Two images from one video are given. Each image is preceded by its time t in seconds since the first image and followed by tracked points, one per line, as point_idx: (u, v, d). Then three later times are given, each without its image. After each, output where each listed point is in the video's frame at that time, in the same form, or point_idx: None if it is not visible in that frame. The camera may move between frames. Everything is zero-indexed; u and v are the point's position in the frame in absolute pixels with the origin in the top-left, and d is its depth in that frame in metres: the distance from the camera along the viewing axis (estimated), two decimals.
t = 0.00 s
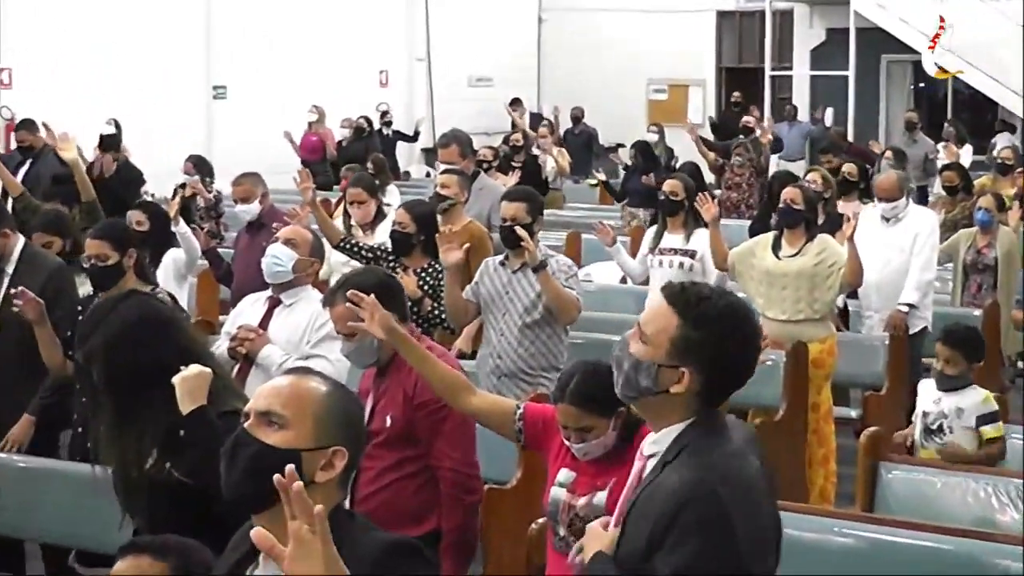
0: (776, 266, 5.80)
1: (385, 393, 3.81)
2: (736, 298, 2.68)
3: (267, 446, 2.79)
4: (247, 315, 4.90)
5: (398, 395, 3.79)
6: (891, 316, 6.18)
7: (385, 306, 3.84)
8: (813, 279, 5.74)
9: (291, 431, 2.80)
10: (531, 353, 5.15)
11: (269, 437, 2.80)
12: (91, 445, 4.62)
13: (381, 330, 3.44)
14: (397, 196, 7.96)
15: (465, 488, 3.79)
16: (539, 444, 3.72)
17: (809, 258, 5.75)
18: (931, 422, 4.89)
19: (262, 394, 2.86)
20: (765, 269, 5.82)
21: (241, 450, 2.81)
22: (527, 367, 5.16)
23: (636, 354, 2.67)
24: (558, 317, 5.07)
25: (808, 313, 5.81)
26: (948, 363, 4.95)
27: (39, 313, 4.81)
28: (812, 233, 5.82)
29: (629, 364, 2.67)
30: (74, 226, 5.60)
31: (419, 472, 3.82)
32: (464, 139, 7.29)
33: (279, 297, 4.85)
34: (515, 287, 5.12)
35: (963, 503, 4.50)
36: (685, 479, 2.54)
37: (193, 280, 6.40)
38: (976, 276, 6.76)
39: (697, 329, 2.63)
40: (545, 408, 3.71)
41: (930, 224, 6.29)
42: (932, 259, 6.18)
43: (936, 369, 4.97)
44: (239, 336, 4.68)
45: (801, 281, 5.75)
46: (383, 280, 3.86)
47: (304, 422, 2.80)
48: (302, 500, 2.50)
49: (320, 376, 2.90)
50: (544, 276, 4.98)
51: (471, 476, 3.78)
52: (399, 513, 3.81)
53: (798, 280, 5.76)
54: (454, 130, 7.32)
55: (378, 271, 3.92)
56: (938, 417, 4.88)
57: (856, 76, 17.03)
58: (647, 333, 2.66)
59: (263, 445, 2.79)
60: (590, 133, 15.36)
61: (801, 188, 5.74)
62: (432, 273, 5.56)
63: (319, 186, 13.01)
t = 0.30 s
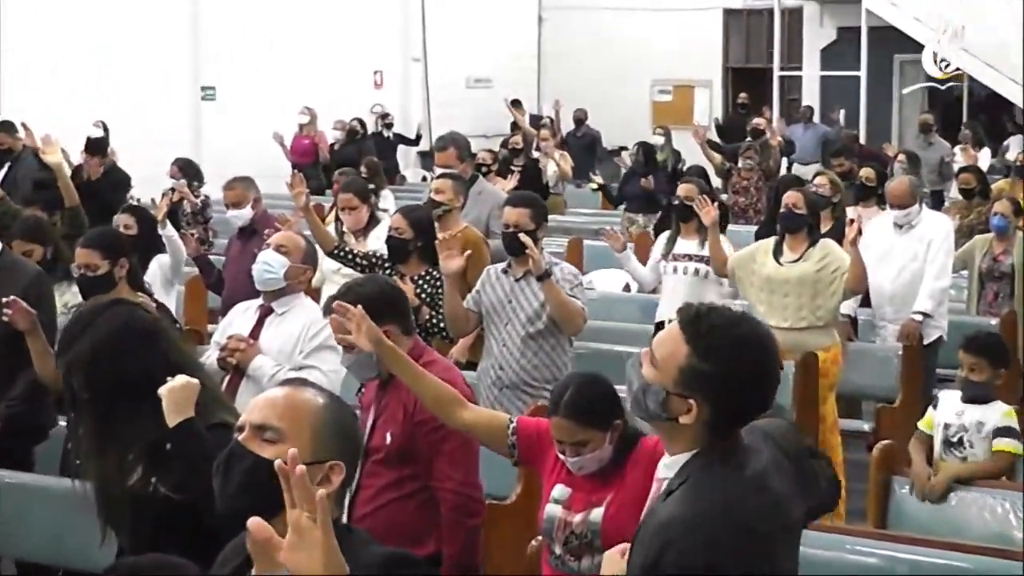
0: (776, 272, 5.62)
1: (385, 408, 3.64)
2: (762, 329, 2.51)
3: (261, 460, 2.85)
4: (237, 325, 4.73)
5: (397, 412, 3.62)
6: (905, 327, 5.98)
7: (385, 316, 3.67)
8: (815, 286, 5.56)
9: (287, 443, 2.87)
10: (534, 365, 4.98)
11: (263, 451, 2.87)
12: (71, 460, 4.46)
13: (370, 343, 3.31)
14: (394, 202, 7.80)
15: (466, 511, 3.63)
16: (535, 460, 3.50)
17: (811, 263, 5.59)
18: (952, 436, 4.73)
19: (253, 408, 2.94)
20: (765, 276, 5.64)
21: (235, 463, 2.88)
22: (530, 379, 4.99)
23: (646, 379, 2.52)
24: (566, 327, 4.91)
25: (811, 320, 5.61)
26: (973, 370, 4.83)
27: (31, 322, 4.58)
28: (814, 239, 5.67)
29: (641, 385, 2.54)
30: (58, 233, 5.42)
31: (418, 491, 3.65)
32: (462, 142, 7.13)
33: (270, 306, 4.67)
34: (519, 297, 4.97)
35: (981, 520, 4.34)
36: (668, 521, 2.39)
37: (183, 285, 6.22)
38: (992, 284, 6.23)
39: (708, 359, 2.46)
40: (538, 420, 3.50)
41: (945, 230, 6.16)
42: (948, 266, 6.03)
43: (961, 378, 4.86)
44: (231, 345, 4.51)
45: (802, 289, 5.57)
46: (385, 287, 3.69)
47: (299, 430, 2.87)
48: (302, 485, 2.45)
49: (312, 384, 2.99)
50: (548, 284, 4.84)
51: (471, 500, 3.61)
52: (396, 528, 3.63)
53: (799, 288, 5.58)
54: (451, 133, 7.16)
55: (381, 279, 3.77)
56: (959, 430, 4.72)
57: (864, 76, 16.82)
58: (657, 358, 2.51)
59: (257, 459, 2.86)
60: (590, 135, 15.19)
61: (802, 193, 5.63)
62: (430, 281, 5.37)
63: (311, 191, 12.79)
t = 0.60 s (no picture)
0: (775, 273, 5.41)
1: (385, 419, 3.51)
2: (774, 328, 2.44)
3: (248, 475, 2.77)
4: (225, 330, 4.56)
5: (397, 425, 3.47)
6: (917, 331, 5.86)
7: (385, 322, 3.54)
8: (816, 287, 5.37)
9: (272, 457, 2.81)
10: (541, 371, 4.83)
11: (246, 466, 2.78)
12: (53, 469, 4.30)
13: (357, 352, 3.13)
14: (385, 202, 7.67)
15: (469, 527, 3.46)
16: (527, 473, 3.33)
17: (813, 264, 5.38)
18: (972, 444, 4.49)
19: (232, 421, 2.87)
20: (765, 277, 5.42)
21: (218, 480, 2.79)
22: (535, 387, 4.83)
23: (683, 416, 2.39)
24: (573, 332, 4.75)
25: (812, 322, 5.42)
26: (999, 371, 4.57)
27: (16, 323, 4.44)
28: (814, 240, 5.47)
29: (679, 427, 2.39)
30: (36, 232, 5.28)
31: (419, 507, 3.49)
32: (458, 140, 6.99)
33: (258, 310, 4.51)
34: (527, 301, 4.80)
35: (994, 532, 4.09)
36: (733, 548, 2.27)
37: (166, 288, 6.07)
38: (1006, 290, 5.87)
39: (744, 382, 2.37)
40: (533, 429, 3.34)
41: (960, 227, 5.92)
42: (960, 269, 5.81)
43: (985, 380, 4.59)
44: (218, 352, 4.36)
45: (804, 291, 5.36)
46: (387, 292, 3.57)
47: (282, 441, 2.81)
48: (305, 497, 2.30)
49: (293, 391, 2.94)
50: (556, 289, 4.67)
51: (474, 513, 3.45)
52: (396, 550, 3.48)
53: (800, 290, 5.37)
54: (447, 131, 7.01)
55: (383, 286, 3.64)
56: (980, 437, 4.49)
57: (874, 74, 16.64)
58: (692, 390, 2.39)
59: (242, 474, 2.77)
60: (593, 134, 15.00)
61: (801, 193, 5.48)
62: (429, 283, 5.17)
63: (302, 189, 12.53)
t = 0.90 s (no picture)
0: (781, 277, 5.18)
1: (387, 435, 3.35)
2: (787, 321, 2.39)
3: (238, 496, 2.71)
4: (212, 338, 4.40)
5: (399, 441, 3.32)
6: (932, 339, 5.69)
7: (387, 334, 3.38)
8: (824, 291, 5.14)
9: (259, 476, 2.75)
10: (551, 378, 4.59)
11: (234, 487, 2.73)
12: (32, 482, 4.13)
13: (352, 364, 2.97)
14: (378, 204, 7.53)
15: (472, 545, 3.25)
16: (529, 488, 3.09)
17: (819, 267, 5.17)
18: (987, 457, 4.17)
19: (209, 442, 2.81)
20: (770, 281, 5.21)
21: (204, 503, 2.73)
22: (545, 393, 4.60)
23: (743, 430, 2.29)
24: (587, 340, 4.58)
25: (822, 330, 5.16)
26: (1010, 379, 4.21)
27: None
28: (821, 243, 5.25)
29: (739, 443, 2.27)
30: (15, 236, 5.12)
31: (424, 528, 3.33)
32: (455, 141, 6.80)
33: (246, 316, 4.34)
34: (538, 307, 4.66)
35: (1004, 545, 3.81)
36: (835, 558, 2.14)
37: (154, 293, 5.92)
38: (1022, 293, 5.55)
39: (790, 378, 2.32)
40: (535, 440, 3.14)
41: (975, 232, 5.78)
42: (977, 275, 5.72)
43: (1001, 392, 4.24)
44: (204, 361, 4.20)
45: (812, 294, 5.13)
46: (388, 301, 3.41)
47: (268, 459, 2.76)
48: (315, 506, 2.17)
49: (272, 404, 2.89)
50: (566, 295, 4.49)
51: (479, 533, 3.25)
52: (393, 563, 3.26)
53: (806, 294, 5.14)
54: (445, 131, 6.83)
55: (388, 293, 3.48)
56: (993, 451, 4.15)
57: (885, 72, 16.36)
58: (747, 400, 2.31)
59: (232, 496, 2.72)
60: (599, 134, 14.68)
61: (808, 195, 5.26)
62: (435, 288, 4.94)
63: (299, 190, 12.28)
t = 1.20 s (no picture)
0: (798, 282, 5.01)
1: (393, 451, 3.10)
2: (771, 305, 2.38)
3: (220, 519, 2.66)
4: (190, 350, 4.18)
5: (404, 459, 3.05)
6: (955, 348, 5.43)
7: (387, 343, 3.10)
8: (842, 298, 4.97)
9: (242, 495, 2.69)
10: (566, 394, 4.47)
11: (217, 508, 2.67)
12: None
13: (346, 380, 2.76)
14: (370, 207, 7.33)
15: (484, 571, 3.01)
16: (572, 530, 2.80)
17: (838, 272, 4.99)
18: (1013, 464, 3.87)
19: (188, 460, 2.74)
20: (786, 286, 5.02)
21: (185, 525, 2.68)
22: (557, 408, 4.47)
23: (756, 420, 2.30)
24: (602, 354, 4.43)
25: (840, 337, 5.02)
26: None
27: None
28: (839, 248, 5.08)
29: (754, 436, 2.28)
30: None
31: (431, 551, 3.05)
32: (452, 139, 6.57)
33: (226, 326, 4.14)
34: (554, 317, 4.51)
35: None
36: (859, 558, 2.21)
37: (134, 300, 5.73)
38: None
39: (796, 362, 2.31)
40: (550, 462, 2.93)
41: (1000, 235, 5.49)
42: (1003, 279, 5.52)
43: None
44: (182, 369, 3.98)
45: (827, 302, 4.96)
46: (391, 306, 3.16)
47: (252, 479, 2.69)
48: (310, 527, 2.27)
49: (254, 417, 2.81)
50: (579, 303, 4.35)
51: (484, 558, 3.00)
52: None
53: (825, 301, 4.97)
54: (441, 128, 6.61)
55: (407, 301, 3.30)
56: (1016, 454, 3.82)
57: (910, 64, 15.32)
58: (756, 388, 2.31)
59: (214, 518, 2.67)
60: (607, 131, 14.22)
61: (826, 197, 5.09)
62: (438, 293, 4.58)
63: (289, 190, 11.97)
